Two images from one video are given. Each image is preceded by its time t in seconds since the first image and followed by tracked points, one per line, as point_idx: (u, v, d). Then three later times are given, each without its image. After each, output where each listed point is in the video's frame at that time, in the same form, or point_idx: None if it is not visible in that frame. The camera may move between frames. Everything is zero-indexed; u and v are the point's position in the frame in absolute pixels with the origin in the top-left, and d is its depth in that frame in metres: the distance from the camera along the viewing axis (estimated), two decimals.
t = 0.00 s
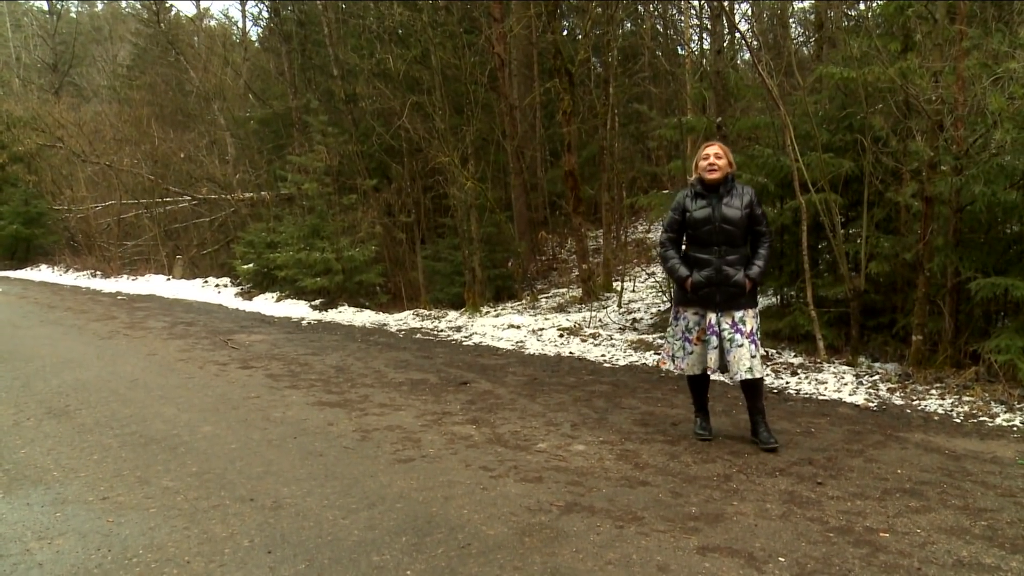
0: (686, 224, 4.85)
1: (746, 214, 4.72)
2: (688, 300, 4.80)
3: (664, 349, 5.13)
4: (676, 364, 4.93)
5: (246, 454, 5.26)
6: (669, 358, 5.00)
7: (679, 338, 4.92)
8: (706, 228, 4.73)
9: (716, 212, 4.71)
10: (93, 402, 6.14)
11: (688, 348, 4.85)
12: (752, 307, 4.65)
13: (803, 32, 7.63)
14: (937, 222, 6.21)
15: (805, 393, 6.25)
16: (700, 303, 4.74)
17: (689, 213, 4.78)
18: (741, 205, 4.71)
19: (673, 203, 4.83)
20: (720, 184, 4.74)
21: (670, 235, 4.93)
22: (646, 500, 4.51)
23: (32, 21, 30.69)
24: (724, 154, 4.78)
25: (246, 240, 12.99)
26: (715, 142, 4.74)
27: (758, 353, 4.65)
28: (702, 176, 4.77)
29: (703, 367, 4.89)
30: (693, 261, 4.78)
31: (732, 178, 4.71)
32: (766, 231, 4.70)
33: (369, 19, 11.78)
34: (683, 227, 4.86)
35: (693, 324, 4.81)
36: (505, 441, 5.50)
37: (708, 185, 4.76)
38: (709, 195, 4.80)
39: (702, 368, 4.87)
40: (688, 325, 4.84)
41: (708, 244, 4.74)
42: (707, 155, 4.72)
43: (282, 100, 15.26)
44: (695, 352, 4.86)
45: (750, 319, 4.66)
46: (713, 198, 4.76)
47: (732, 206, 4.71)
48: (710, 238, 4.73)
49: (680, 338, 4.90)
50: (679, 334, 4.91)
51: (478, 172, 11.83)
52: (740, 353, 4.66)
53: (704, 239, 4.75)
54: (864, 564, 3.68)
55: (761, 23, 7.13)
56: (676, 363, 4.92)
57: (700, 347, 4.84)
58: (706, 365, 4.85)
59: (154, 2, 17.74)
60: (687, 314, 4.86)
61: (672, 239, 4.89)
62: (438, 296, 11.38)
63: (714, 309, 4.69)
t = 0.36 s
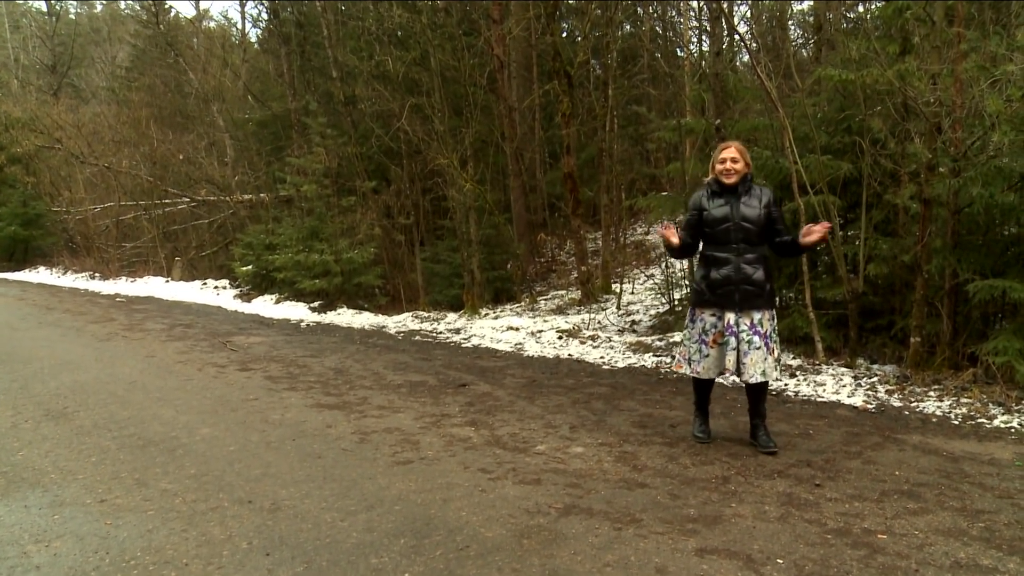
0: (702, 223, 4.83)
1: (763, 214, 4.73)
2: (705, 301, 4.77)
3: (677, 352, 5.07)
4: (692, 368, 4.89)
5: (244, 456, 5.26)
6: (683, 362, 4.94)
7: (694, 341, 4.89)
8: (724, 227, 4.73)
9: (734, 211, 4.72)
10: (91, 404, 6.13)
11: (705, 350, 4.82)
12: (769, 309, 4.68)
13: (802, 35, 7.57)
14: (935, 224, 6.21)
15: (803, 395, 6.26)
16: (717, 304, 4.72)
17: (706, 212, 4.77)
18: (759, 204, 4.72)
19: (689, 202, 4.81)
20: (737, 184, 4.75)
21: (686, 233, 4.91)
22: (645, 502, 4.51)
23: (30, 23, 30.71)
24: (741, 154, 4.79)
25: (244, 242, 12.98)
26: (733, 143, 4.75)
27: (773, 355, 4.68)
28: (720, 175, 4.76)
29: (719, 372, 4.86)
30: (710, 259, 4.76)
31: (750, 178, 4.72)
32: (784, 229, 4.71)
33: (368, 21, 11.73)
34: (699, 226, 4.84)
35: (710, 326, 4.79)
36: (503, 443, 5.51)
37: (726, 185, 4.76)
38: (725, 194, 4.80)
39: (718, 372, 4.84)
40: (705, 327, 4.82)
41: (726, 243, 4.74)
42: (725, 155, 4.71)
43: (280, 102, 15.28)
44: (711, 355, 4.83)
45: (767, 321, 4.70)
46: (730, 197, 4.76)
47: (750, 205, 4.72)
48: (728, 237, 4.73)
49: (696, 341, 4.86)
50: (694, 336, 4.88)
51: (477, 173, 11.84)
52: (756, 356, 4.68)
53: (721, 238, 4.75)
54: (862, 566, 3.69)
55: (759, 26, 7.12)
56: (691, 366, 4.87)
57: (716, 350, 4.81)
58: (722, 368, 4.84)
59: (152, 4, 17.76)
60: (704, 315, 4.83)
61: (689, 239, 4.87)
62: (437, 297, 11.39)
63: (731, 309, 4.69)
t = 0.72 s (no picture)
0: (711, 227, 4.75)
1: (772, 218, 4.71)
2: (714, 305, 4.70)
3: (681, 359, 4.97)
4: (699, 375, 4.81)
5: (231, 459, 5.25)
6: (691, 369, 4.86)
7: (702, 347, 4.81)
8: (735, 231, 4.67)
9: (745, 214, 4.67)
10: (78, 408, 6.11)
11: (714, 356, 4.74)
12: (778, 313, 4.68)
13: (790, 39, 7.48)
14: (922, 226, 6.24)
15: (791, 398, 6.28)
16: (728, 308, 4.66)
17: (716, 215, 4.69)
18: (768, 208, 4.69)
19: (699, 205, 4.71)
20: (746, 187, 4.70)
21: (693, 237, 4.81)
22: (632, 505, 4.52)
23: (14, 25, 30.53)
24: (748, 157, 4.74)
25: (233, 244, 12.94)
26: (742, 146, 4.69)
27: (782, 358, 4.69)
28: (729, 178, 4.70)
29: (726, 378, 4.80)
30: (720, 263, 4.70)
31: (758, 182, 4.69)
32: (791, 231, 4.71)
33: (356, 24, 11.66)
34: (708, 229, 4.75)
35: (720, 331, 4.71)
36: (491, 446, 5.51)
37: (735, 188, 4.70)
38: (733, 197, 4.75)
39: (726, 379, 4.77)
40: (714, 332, 4.74)
41: (736, 247, 4.68)
42: (735, 158, 4.66)
43: (269, 104, 15.27)
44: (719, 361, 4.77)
45: (776, 326, 4.70)
46: (739, 201, 4.71)
47: (759, 208, 4.69)
48: (738, 241, 4.67)
49: (704, 348, 4.77)
50: (702, 343, 4.80)
51: (466, 175, 11.84)
52: (766, 360, 4.65)
53: (731, 241, 4.69)
54: (849, 567, 3.71)
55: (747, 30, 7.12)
56: (700, 374, 4.79)
57: (726, 354, 4.74)
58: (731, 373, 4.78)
59: (140, 5, 17.71)
60: (713, 321, 4.74)
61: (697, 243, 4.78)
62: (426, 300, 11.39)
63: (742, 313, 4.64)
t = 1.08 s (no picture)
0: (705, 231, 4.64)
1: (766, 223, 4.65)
2: (710, 310, 4.58)
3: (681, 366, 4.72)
4: (712, 380, 4.61)
5: (211, 465, 5.22)
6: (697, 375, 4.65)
7: (707, 351, 4.63)
8: (730, 236, 4.58)
9: (741, 219, 4.58)
10: (55, 414, 6.06)
11: (722, 357, 4.56)
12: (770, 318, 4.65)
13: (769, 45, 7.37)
14: (899, 231, 6.30)
15: (771, 401, 6.31)
16: (724, 314, 4.56)
17: (712, 220, 4.58)
18: (762, 213, 4.63)
19: (694, 209, 4.59)
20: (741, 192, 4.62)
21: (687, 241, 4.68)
22: (613, 509, 4.53)
23: None
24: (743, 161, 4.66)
25: (213, 249, 12.87)
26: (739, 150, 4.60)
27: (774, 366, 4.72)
28: (725, 183, 4.60)
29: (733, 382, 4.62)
30: (714, 269, 4.60)
31: (753, 187, 4.62)
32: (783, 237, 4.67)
33: (337, 28, 11.69)
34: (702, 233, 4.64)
35: (723, 332, 4.56)
36: (472, 450, 5.51)
37: (730, 192, 4.61)
38: (728, 201, 4.65)
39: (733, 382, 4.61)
40: (716, 334, 4.57)
41: (731, 252, 4.60)
42: (732, 162, 4.56)
43: (249, 108, 15.25)
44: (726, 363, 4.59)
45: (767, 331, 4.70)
46: (734, 206, 4.63)
47: (754, 213, 4.61)
48: (733, 246, 4.59)
49: (710, 350, 4.59)
50: (707, 347, 4.62)
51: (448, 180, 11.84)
52: (762, 366, 4.65)
53: (726, 246, 4.59)
54: (828, 570, 3.73)
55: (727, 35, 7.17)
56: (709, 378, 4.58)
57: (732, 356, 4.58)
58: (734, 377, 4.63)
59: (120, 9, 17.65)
60: (711, 324, 4.60)
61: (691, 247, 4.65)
62: (406, 304, 11.40)
63: (737, 318, 4.56)
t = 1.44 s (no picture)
0: (687, 239, 4.62)
1: (748, 230, 4.64)
2: (693, 319, 4.56)
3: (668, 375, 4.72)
4: (701, 388, 4.60)
5: (184, 471, 5.19)
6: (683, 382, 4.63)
7: (693, 359, 4.63)
8: (713, 243, 4.56)
9: (723, 226, 4.57)
10: (25, 421, 5.99)
11: (709, 363, 4.56)
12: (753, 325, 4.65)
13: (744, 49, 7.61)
14: (871, 234, 6.38)
15: (744, 404, 6.35)
16: (708, 322, 4.54)
17: (694, 227, 4.57)
18: (744, 220, 4.61)
19: (676, 216, 4.57)
20: (722, 199, 4.61)
21: (669, 249, 4.66)
22: (587, 512, 4.55)
23: None
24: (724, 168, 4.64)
25: (186, 253, 12.75)
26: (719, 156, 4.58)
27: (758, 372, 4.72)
28: (705, 190, 4.58)
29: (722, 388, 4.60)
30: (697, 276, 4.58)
31: (735, 194, 4.61)
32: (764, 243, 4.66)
33: (312, 31, 11.65)
34: (684, 241, 4.62)
35: (708, 340, 4.55)
36: (446, 455, 5.51)
37: (711, 199, 4.60)
38: (709, 208, 4.64)
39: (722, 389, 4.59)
40: (701, 342, 4.57)
41: (713, 260, 4.58)
42: (713, 169, 4.55)
43: (223, 112, 15.21)
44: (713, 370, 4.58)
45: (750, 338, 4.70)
46: (716, 212, 4.62)
47: (736, 220, 4.60)
48: (716, 254, 4.57)
49: (696, 357, 4.59)
50: (692, 355, 4.62)
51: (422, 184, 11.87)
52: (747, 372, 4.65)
53: (709, 254, 4.57)
54: (800, 571, 3.76)
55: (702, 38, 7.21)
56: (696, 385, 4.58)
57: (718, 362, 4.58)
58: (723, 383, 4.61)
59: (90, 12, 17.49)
60: (695, 332, 4.59)
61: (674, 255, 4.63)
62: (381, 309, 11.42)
63: (721, 326, 4.54)
